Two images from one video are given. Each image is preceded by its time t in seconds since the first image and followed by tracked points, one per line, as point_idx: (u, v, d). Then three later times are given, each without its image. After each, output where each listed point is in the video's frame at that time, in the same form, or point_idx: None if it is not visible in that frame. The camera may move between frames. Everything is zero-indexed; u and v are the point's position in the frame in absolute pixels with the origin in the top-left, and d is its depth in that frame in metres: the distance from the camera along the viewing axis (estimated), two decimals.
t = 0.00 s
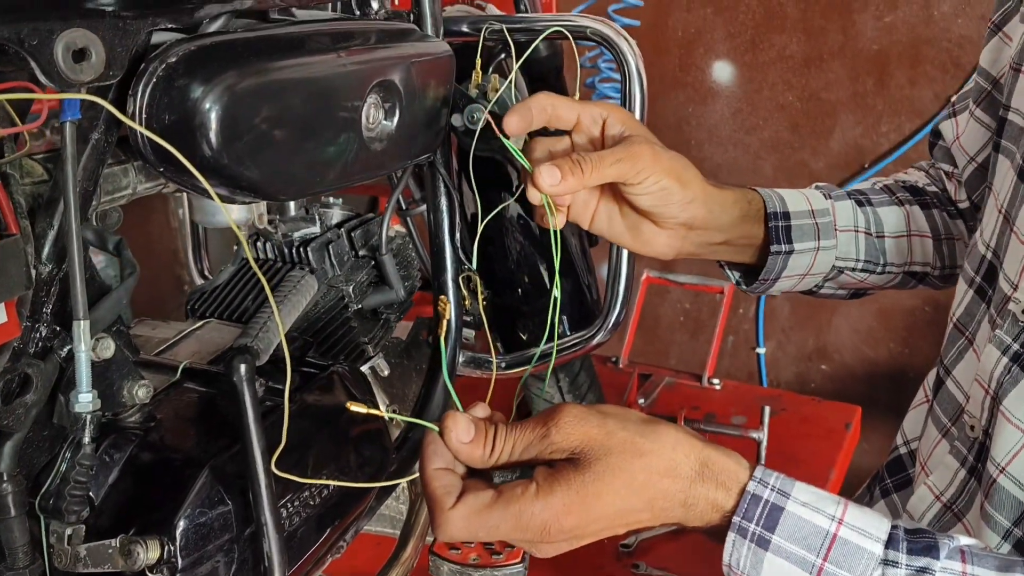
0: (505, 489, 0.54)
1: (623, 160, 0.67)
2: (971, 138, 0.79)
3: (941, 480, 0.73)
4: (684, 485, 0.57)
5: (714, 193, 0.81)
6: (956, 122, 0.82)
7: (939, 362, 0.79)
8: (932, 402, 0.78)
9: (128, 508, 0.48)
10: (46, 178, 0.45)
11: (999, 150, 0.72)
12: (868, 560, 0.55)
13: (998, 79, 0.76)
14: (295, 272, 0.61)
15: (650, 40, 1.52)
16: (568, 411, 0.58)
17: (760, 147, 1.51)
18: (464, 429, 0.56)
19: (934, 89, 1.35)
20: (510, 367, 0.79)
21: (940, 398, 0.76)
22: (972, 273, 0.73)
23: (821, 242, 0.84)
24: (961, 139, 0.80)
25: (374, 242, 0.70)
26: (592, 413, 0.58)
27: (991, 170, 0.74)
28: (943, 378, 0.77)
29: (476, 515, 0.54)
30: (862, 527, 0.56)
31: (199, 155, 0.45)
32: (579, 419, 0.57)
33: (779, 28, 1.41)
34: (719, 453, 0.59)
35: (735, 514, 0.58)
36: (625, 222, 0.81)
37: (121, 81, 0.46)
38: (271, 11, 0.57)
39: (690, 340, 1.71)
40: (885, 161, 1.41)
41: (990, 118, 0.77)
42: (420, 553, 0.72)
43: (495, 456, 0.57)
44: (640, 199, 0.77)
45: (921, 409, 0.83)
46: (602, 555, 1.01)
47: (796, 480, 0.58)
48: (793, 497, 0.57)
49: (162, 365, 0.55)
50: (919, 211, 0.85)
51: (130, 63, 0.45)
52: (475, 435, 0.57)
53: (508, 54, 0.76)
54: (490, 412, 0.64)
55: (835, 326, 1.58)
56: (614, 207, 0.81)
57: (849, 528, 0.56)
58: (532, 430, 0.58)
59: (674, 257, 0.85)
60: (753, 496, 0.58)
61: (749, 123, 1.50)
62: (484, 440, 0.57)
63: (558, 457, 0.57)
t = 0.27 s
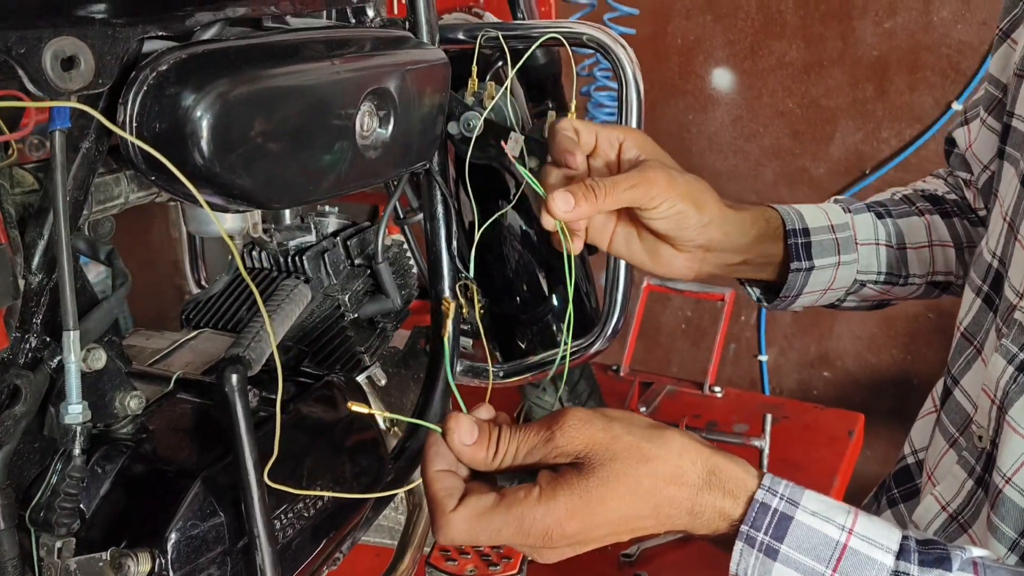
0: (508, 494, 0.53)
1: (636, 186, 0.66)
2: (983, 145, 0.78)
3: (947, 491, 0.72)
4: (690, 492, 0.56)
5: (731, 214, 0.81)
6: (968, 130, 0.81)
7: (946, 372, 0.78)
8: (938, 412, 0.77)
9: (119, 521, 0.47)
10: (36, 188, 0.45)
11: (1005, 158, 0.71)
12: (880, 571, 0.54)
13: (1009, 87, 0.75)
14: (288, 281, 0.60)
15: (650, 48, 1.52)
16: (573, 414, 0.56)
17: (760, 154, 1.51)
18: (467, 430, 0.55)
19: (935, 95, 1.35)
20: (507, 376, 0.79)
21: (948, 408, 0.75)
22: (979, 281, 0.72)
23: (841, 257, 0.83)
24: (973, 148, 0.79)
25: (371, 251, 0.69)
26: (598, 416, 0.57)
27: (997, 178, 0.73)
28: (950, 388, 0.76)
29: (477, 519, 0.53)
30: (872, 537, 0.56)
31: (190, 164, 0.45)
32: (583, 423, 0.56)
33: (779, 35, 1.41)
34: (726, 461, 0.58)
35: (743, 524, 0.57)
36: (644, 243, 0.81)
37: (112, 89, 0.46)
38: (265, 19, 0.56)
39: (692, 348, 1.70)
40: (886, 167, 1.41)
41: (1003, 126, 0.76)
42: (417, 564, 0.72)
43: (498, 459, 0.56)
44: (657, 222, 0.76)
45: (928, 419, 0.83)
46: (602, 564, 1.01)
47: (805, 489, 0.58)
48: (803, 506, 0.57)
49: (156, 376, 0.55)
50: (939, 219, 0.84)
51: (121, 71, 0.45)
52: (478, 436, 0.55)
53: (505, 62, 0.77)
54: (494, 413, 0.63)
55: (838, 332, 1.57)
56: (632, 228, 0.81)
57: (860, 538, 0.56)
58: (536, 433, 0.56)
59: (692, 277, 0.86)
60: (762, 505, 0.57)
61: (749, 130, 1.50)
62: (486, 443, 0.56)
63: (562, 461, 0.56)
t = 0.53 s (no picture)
0: (499, 469, 0.51)
1: (630, 226, 0.66)
2: (994, 158, 0.78)
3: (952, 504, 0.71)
4: (686, 479, 0.55)
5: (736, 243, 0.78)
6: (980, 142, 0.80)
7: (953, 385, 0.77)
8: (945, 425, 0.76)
9: (116, 538, 0.48)
10: (35, 204, 0.46)
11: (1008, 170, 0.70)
12: (878, 567, 0.54)
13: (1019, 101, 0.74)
14: (285, 294, 0.60)
15: (650, 57, 1.52)
16: (571, 390, 0.54)
17: (761, 161, 1.51)
18: (461, 403, 0.52)
19: (936, 102, 1.34)
20: (508, 387, 0.79)
21: (954, 421, 0.74)
22: (986, 294, 0.72)
23: (850, 278, 0.83)
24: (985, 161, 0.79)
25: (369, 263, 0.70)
26: (597, 393, 0.55)
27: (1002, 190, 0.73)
28: (957, 401, 0.75)
29: (466, 494, 0.51)
30: (871, 533, 0.55)
31: (187, 179, 0.44)
32: (582, 399, 0.54)
33: (779, 43, 1.41)
34: (725, 448, 0.57)
35: (740, 513, 0.56)
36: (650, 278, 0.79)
37: (109, 105, 0.46)
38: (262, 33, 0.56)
39: (694, 356, 1.70)
40: (888, 174, 1.41)
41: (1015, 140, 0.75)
42: None
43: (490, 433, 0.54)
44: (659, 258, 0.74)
45: (935, 432, 0.82)
46: None
47: (804, 480, 0.57)
48: (801, 498, 0.56)
49: (154, 391, 0.55)
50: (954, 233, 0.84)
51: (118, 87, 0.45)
52: (472, 409, 0.53)
53: (505, 72, 0.77)
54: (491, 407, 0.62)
55: (840, 340, 1.57)
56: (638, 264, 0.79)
57: (858, 534, 0.55)
58: (531, 410, 0.54)
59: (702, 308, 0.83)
60: (759, 496, 0.56)
61: (750, 138, 1.50)
62: (480, 416, 0.53)
63: (557, 439, 0.54)
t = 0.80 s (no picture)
0: (505, 397, 0.54)
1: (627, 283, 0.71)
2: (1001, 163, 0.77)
3: (954, 514, 0.72)
4: (688, 432, 0.55)
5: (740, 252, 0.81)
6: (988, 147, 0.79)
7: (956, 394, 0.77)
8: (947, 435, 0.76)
9: (109, 551, 0.48)
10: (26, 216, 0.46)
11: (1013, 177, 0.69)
12: (874, 539, 0.53)
13: None
14: (279, 305, 0.60)
15: (652, 65, 1.52)
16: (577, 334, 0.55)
17: (764, 168, 1.50)
18: (466, 339, 0.54)
19: (939, 108, 1.34)
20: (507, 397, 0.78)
21: (957, 430, 0.73)
22: (991, 302, 0.71)
23: (856, 282, 0.84)
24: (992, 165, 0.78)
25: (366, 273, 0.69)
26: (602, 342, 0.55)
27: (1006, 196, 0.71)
28: (960, 410, 0.74)
29: (475, 416, 0.54)
30: (867, 506, 0.54)
31: (179, 190, 0.44)
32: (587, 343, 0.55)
33: (781, 50, 1.40)
34: (727, 409, 0.58)
35: (736, 478, 0.56)
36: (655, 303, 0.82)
37: (100, 116, 0.46)
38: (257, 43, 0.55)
39: (698, 364, 1.69)
40: (892, 180, 1.41)
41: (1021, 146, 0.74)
42: None
43: (494, 372, 0.56)
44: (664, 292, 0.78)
45: (939, 441, 0.81)
46: None
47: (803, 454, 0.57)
48: (799, 467, 0.56)
49: (150, 403, 0.55)
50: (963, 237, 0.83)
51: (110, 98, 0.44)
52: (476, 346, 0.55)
53: (503, 81, 0.76)
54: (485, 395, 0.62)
55: (845, 347, 1.56)
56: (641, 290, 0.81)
57: (855, 505, 0.54)
58: (538, 350, 0.55)
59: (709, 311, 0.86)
60: (757, 461, 0.56)
61: (752, 145, 1.49)
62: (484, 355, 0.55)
63: (562, 378, 0.55)
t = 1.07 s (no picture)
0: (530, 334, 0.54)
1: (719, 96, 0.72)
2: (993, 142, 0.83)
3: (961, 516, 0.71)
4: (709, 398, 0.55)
5: (804, 133, 0.82)
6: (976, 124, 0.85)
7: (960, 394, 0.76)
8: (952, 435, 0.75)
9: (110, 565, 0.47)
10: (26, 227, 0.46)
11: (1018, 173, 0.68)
12: (890, 519, 0.53)
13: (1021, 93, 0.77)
14: (280, 315, 0.59)
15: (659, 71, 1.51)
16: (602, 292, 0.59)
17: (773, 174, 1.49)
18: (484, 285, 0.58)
19: (949, 112, 1.33)
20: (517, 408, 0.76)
21: (960, 429, 0.72)
22: (994, 298, 0.70)
23: (887, 199, 0.89)
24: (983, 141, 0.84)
25: (370, 282, 0.68)
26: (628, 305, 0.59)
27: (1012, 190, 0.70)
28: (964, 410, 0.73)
29: (495, 348, 0.53)
30: (886, 487, 0.54)
31: (179, 200, 0.43)
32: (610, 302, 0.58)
33: (789, 55, 1.39)
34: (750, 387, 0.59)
35: (754, 452, 0.56)
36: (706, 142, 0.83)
37: (99, 127, 0.45)
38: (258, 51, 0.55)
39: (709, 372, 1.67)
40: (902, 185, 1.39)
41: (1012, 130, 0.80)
42: None
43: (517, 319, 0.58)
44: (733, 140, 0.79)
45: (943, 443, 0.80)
46: None
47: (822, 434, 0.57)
48: (818, 444, 0.56)
49: (150, 416, 0.54)
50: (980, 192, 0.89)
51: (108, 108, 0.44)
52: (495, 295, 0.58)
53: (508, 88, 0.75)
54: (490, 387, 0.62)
55: (857, 353, 1.54)
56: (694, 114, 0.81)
57: (873, 483, 0.54)
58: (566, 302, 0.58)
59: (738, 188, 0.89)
60: (777, 435, 0.56)
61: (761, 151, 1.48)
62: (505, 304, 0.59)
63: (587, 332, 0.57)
